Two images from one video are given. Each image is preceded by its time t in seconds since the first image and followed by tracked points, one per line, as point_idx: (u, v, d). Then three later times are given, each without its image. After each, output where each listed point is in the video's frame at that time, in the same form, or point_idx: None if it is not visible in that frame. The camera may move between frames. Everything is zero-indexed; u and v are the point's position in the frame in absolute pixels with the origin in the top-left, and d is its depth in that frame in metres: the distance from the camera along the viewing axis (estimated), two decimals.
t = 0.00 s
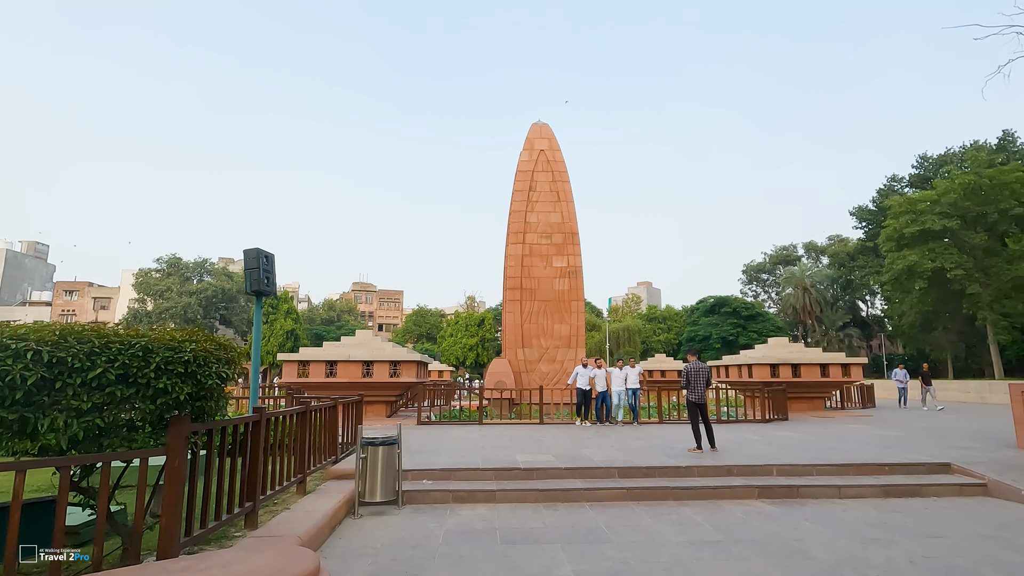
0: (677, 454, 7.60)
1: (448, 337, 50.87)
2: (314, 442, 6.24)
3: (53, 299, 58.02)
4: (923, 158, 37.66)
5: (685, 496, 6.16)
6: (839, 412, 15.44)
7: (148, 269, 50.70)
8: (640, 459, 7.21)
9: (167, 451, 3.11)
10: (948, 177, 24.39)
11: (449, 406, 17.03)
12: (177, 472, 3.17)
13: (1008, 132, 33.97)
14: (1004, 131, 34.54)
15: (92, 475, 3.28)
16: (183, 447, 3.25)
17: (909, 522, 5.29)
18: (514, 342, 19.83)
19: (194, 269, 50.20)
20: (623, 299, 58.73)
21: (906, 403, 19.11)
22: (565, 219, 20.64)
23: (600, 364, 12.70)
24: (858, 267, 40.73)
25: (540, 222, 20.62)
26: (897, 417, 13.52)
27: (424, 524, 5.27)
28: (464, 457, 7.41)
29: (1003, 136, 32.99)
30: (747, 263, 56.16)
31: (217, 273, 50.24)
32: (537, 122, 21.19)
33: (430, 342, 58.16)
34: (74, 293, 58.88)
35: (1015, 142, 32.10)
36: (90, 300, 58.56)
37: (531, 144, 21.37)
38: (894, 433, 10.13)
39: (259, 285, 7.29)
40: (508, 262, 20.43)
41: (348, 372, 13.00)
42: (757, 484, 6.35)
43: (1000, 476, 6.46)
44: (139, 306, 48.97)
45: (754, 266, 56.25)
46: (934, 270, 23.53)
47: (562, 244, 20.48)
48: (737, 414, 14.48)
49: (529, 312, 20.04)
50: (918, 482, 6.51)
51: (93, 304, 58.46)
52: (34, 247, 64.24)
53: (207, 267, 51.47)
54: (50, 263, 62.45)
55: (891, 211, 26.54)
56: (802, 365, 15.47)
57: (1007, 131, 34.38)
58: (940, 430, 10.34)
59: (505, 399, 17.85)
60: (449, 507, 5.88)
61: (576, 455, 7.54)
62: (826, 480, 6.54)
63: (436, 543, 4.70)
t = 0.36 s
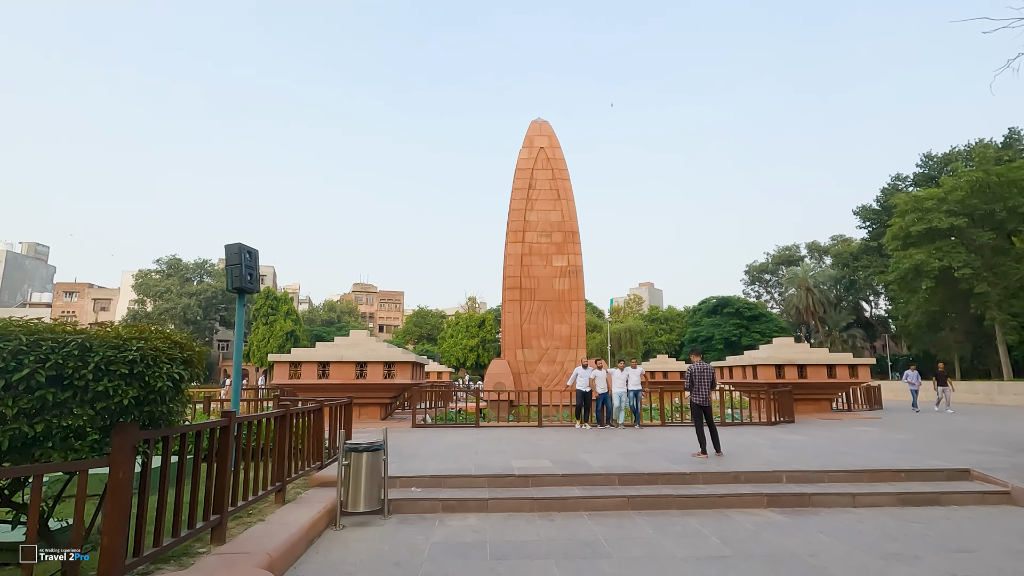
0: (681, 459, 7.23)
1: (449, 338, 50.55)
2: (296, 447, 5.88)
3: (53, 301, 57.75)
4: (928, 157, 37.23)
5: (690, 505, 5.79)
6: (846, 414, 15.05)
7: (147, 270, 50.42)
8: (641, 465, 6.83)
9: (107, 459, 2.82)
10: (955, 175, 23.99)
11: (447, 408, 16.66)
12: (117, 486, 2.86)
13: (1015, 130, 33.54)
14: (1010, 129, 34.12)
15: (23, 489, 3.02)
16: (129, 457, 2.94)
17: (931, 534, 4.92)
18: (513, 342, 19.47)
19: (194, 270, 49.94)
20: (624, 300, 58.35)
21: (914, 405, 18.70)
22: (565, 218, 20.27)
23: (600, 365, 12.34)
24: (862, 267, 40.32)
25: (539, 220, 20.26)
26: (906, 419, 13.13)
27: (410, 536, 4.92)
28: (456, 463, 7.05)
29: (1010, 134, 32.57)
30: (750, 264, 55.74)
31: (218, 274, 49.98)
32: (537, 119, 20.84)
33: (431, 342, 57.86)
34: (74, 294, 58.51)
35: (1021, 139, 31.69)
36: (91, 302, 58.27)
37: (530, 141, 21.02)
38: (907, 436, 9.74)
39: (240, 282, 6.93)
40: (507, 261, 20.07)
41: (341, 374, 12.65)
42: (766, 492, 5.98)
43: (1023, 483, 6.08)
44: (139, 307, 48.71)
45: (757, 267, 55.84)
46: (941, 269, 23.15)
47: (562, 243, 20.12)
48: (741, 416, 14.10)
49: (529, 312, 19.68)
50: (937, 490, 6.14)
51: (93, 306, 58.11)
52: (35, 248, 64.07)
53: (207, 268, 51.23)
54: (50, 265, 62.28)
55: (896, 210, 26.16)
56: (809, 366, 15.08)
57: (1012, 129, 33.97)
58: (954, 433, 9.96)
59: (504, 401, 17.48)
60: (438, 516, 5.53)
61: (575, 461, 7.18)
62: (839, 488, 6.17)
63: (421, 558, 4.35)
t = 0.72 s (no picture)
0: (675, 465, 6.91)
1: (445, 341, 50.22)
2: (264, 453, 5.52)
3: (48, 303, 57.14)
4: (926, 158, 37.05)
5: (682, 514, 5.47)
6: (846, 418, 14.74)
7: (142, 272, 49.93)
8: (632, 471, 6.51)
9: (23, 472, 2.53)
10: (953, 175, 23.77)
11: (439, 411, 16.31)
12: (36, 497, 2.57)
13: (1013, 132, 33.40)
14: (1007, 131, 34.01)
15: None
16: (49, 467, 2.62)
17: (940, 546, 4.60)
18: (507, 344, 19.14)
19: (189, 272, 49.50)
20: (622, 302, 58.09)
21: (914, 408, 18.42)
22: (560, 218, 19.98)
23: (594, 367, 12.02)
24: (860, 270, 40.10)
25: (534, 220, 19.96)
26: (907, 423, 12.83)
27: (383, 548, 4.59)
28: (438, 468, 6.72)
29: (1008, 135, 32.41)
30: (747, 266, 55.52)
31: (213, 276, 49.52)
32: (532, 118, 20.55)
33: (427, 345, 57.44)
34: (68, 297, 57.88)
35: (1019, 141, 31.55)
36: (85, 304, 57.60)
37: (525, 141, 20.73)
38: (908, 440, 9.45)
39: (211, 279, 6.61)
40: (501, 262, 19.76)
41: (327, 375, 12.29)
42: (764, 500, 5.66)
43: None
44: (133, 309, 48.24)
45: (754, 269, 55.64)
46: (940, 271, 22.93)
47: (557, 243, 19.81)
48: (738, 420, 13.79)
49: (523, 314, 19.37)
50: (944, 498, 5.82)
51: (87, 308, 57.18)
52: (29, 250, 63.61)
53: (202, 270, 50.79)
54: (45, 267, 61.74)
55: (895, 211, 25.95)
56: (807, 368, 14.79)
57: (1011, 130, 33.81)
58: (957, 437, 9.67)
59: (497, 405, 17.15)
60: (416, 526, 5.20)
61: (563, 466, 6.85)
62: (840, 495, 5.85)
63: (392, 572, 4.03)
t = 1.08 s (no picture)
0: (671, 473, 6.58)
1: (443, 344, 49.92)
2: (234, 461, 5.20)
3: (43, 305, 56.63)
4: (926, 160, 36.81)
5: (677, 528, 5.15)
6: (847, 423, 14.44)
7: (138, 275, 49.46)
8: (626, 481, 6.18)
9: None
10: (955, 176, 23.52)
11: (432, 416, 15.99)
12: None
13: (1013, 134, 33.19)
14: (1007, 133, 33.82)
15: None
16: None
17: (954, 564, 4.28)
18: (503, 347, 18.83)
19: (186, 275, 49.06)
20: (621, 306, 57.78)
21: (916, 413, 18.11)
22: (556, 219, 19.69)
23: (588, 371, 11.70)
24: (859, 272, 39.83)
25: (530, 221, 19.66)
26: (911, 428, 12.52)
27: (354, 566, 4.26)
28: (421, 477, 6.38)
29: (1008, 137, 32.18)
30: (747, 269, 55.25)
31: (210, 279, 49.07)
32: (528, 118, 20.29)
33: (425, 348, 57.12)
34: (64, 300, 57.37)
35: (1020, 143, 31.33)
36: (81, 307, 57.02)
37: (521, 141, 20.46)
38: (913, 446, 9.14)
39: (183, 278, 6.29)
40: (497, 263, 19.45)
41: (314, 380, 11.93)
42: (764, 512, 5.34)
43: None
44: (128, 312, 47.82)
45: (754, 272, 55.38)
46: (942, 273, 22.66)
47: (553, 245, 19.52)
48: (738, 425, 13.46)
49: (519, 316, 19.06)
50: (955, 510, 5.51)
51: (84, 311, 56.48)
52: (25, 252, 63.19)
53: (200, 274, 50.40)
54: (42, 270, 61.26)
55: (895, 212, 25.68)
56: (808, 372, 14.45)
57: (1011, 132, 33.62)
58: (963, 443, 9.37)
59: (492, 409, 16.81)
60: (392, 541, 4.88)
61: (554, 475, 6.53)
62: (845, 507, 5.53)
63: None
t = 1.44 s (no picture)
0: (674, 482, 6.21)
1: (443, 347, 49.58)
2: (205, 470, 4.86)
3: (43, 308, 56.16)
4: (930, 162, 36.42)
5: (682, 542, 4.78)
6: (854, 427, 14.04)
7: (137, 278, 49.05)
8: (626, 490, 5.81)
9: None
10: (961, 176, 23.14)
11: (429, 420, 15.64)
12: None
13: (1019, 134, 32.79)
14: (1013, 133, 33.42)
15: None
16: None
17: None
18: (502, 350, 18.48)
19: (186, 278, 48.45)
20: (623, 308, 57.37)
21: (924, 417, 17.71)
22: (556, 219, 19.35)
23: (588, 374, 11.34)
24: (864, 275, 39.41)
25: (529, 222, 19.33)
26: (921, 433, 12.14)
27: None
28: (409, 486, 6.01)
29: (1015, 136, 31.79)
30: (749, 272, 54.83)
31: (210, 282, 48.61)
32: (528, 117, 19.99)
33: (426, 351, 56.76)
34: (64, 303, 56.93)
35: None
36: (81, 310, 56.47)
37: (521, 140, 20.15)
38: (927, 452, 8.76)
39: (159, 275, 5.94)
40: (496, 265, 19.12)
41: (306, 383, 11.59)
42: (776, 524, 4.97)
43: None
44: (127, 315, 47.44)
45: (757, 275, 54.95)
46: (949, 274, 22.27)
47: (553, 245, 19.18)
48: (743, 429, 13.07)
49: (519, 318, 18.71)
50: (980, 521, 5.13)
51: (84, 314, 55.75)
52: (26, 255, 62.90)
53: (201, 278, 49.89)
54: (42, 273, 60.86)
55: (900, 213, 25.30)
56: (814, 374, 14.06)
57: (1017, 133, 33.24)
58: (978, 449, 8.99)
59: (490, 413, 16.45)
60: (375, 555, 4.52)
61: (550, 483, 6.16)
62: (861, 518, 5.16)
63: None
